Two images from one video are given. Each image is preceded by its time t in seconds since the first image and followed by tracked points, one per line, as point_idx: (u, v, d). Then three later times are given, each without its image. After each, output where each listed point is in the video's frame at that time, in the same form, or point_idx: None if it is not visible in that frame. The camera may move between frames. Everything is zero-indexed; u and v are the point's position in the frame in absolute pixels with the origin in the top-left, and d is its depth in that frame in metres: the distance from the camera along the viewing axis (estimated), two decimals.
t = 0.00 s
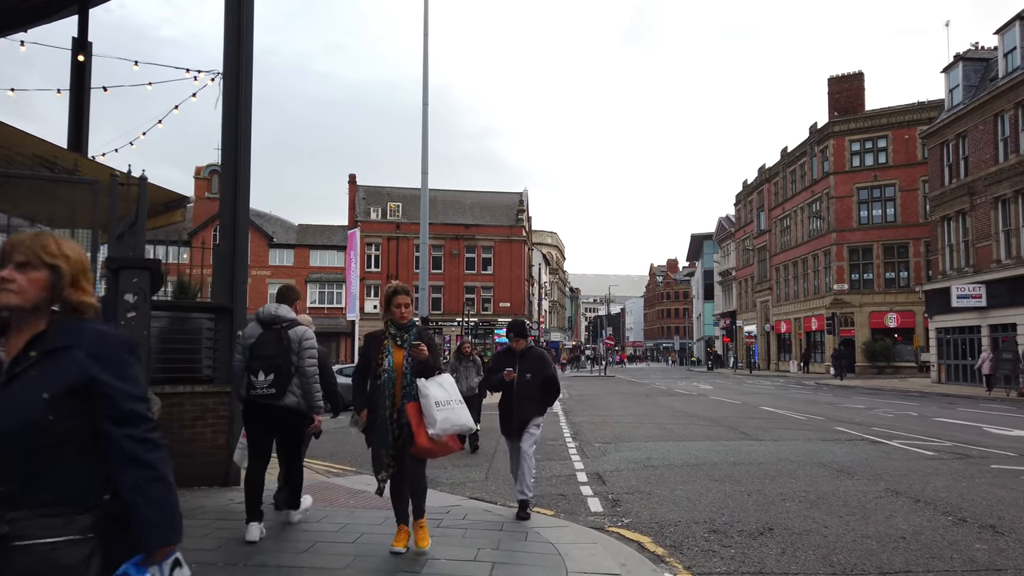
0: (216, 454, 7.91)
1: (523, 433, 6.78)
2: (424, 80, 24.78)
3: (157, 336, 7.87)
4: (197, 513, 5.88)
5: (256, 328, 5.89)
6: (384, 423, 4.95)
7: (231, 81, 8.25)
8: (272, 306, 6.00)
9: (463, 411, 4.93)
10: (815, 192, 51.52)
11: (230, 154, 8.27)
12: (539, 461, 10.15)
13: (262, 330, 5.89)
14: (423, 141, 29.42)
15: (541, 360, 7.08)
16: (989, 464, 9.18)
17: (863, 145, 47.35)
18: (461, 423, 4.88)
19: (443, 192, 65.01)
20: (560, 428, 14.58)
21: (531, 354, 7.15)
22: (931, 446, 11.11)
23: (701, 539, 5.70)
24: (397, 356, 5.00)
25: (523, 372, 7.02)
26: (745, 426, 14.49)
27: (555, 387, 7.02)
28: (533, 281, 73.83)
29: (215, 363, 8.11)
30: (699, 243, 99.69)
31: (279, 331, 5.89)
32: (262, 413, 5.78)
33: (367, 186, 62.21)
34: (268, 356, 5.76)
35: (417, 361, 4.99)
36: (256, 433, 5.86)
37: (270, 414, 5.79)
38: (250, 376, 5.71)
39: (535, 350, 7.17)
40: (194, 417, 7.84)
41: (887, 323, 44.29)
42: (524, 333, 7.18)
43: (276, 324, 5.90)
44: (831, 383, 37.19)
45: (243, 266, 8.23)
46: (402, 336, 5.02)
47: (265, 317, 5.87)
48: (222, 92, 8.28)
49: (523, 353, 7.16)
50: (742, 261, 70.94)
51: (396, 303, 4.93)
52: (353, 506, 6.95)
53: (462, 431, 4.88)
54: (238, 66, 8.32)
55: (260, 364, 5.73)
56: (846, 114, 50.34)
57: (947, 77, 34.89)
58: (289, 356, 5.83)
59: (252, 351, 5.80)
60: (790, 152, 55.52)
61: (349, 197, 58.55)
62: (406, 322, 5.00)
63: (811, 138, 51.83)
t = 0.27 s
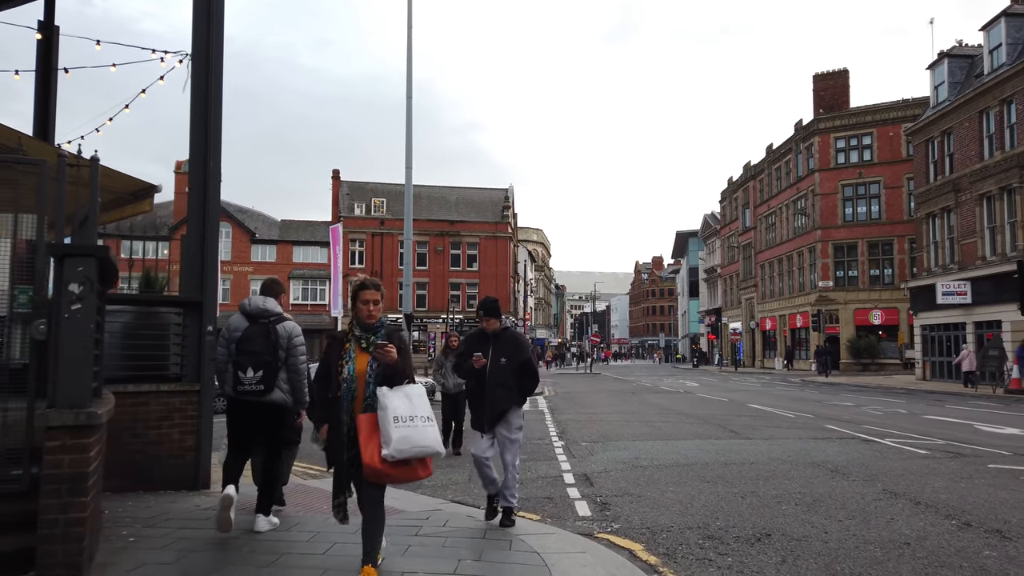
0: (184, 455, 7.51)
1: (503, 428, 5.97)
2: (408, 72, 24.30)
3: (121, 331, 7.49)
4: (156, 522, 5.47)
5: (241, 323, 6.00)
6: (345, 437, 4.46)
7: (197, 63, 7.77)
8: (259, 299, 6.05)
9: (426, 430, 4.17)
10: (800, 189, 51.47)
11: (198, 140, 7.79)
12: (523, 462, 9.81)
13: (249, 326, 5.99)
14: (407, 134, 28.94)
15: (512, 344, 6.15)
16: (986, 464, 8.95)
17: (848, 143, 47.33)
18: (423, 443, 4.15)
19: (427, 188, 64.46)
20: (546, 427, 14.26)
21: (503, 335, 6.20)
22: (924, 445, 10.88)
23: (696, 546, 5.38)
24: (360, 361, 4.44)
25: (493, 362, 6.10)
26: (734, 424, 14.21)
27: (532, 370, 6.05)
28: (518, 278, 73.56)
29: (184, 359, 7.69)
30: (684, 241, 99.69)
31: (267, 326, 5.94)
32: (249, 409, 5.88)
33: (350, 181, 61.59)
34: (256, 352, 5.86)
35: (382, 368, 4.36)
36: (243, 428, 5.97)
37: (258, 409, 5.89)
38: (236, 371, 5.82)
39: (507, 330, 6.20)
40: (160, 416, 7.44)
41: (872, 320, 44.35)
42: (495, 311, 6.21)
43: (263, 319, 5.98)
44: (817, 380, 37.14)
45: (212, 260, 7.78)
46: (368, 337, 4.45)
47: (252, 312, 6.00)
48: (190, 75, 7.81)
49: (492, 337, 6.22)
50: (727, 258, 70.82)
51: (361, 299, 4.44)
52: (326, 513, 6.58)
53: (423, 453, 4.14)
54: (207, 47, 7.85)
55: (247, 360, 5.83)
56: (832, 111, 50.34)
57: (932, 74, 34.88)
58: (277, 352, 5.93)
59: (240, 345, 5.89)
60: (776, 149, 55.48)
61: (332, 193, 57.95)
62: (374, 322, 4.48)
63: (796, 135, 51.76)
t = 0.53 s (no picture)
0: (157, 462, 7.12)
1: (475, 447, 5.43)
2: (401, 68, 23.91)
3: (91, 332, 7.11)
4: (121, 537, 5.07)
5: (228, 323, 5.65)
6: (292, 437, 3.73)
7: (174, 50, 7.36)
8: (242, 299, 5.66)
9: (402, 439, 3.59)
10: (794, 188, 51.23)
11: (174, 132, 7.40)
12: (514, 466, 9.44)
13: (235, 326, 5.62)
14: (400, 131, 28.53)
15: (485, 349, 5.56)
16: (996, 468, 8.62)
17: (842, 141, 47.14)
18: (396, 453, 3.55)
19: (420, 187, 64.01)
20: (539, 429, 13.90)
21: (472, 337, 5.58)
22: (929, 448, 10.58)
23: (701, 561, 5.03)
24: (316, 350, 3.74)
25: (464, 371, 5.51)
26: (732, 426, 13.89)
27: (506, 380, 5.58)
28: (511, 278, 73.18)
29: (158, 361, 7.30)
30: (678, 240, 99.51)
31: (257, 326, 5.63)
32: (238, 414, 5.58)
33: (342, 180, 61.12)
34: (246, 353, 5.54)
35: (340, 362, 3.71)
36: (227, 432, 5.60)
37: (245, 412, 5.57)
38: (228, 372, 5.45)
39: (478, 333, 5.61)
40: (133, 421, 7.06)
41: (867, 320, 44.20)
42: (463, 311, 5.59)
43: (250, 319, 5.65)
44: (812, 380, 36.89)
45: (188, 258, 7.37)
46: (328, 324, 3.77)
47: (238, 313, 5.63)
48: (167, 61, 7.39)
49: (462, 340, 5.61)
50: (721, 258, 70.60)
51: (318, 277, 3.74)
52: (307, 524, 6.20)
53: (397, 464, 3.54)
54: (184, 33, 7.43)
55: (238, 362, 5.50)
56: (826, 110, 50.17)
57: (927, 73, 34.68)
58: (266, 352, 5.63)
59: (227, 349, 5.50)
60: (769, 148, 55.25)
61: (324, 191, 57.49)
62: (336, 305, 3.80)
63: (791, 133, 51.54)
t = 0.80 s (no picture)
0: (132, 468, 6.71)
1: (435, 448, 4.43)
2: (394, 62, 23.52)
3: (63, 328, 6.71)
4: (85, 552, 4.64)
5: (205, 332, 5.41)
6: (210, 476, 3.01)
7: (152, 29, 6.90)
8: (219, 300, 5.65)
9: (356, 470, 2.96)
10: (791, 186, 50.91)
11: (151, 117, 6.92)
12: (511, 471, 9.06)
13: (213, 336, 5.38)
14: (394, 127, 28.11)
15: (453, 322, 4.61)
16: (1014, 472, 8.28)
17: (840, 140, 46.85)
18: (349, 496, 2.91)
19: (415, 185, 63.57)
20: (537, 430, 13.50)
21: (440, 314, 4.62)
22: (940, 450, 10.24)
23: None
24: (246, 363, 3.04)
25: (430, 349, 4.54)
26: (735, 427, 13.53)
27: (477, 369, 4.61)
28: (507, 277, 72.82)
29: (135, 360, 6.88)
30: (674, 239, 99.16)
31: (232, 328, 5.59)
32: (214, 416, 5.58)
33: (337, 178, 60.63)
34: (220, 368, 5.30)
35: (276, 376, 3.02)
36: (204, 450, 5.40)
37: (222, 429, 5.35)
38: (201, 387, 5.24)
39: (447, 308, 4.69)
40: (106, 424, 6.65)
41: (865, 319, 43.95)
42: (431, 281, 4.60)
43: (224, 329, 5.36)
44: (810, 379, 36.60)
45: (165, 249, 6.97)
46: (261, 325, 3.10)
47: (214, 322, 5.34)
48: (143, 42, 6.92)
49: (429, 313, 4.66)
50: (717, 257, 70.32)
51: (245, 264, 3.13)
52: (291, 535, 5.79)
53: (353, 507, 2.91)
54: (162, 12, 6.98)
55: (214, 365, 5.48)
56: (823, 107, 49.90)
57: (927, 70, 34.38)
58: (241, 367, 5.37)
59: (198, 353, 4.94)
60: (766, 146, 54.93)
61: (318, 189, 57.03)
62: (268, 302, 3.16)
63: (788, 131, 51.24)
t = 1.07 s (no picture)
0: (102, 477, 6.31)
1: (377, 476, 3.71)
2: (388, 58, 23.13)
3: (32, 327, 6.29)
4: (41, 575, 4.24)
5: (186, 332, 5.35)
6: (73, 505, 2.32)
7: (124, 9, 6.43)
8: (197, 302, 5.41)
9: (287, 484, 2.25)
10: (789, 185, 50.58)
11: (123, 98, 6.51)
12: (506, 477, 8.68)
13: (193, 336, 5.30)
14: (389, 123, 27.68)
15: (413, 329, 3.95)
16: None
17: (838, 138, 46.54)
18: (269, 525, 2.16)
19: (410, 183, 63.13)
20: (534, 432, 13.13)
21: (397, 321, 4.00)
22: (952, 453, 9.90)
23: None
24: (123, 351, 2.36)
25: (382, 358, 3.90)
26: (737, 429, 13.18)
27: (434, 385, 3.92)
28: (502, 276, 72.43)
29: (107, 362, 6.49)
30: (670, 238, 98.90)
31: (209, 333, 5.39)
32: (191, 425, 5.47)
33: (331, 176, 60.19)
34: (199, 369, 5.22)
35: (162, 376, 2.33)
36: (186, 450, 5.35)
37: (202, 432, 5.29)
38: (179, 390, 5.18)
39: (408, 310, 4.08)
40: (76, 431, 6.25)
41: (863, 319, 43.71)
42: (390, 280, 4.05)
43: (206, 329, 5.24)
44: (809, 380, 36.29)
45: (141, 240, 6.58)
46: (146, 296, 2.43)
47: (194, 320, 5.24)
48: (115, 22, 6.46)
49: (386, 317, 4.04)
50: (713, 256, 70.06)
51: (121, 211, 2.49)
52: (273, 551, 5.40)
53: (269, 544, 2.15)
54: None
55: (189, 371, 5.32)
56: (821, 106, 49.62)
57: (927, 67, 34.09)
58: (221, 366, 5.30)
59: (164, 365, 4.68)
60: (763, 145, 54.62)
61: (312, 188, 56.59)
62: (157, 264, 2.47)
63: (785, 130, 50.93)
